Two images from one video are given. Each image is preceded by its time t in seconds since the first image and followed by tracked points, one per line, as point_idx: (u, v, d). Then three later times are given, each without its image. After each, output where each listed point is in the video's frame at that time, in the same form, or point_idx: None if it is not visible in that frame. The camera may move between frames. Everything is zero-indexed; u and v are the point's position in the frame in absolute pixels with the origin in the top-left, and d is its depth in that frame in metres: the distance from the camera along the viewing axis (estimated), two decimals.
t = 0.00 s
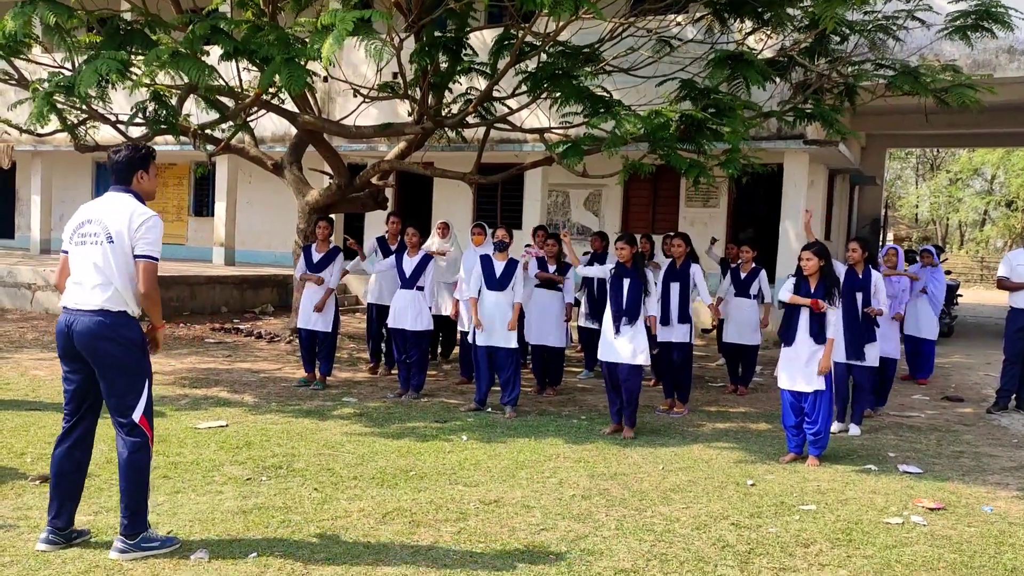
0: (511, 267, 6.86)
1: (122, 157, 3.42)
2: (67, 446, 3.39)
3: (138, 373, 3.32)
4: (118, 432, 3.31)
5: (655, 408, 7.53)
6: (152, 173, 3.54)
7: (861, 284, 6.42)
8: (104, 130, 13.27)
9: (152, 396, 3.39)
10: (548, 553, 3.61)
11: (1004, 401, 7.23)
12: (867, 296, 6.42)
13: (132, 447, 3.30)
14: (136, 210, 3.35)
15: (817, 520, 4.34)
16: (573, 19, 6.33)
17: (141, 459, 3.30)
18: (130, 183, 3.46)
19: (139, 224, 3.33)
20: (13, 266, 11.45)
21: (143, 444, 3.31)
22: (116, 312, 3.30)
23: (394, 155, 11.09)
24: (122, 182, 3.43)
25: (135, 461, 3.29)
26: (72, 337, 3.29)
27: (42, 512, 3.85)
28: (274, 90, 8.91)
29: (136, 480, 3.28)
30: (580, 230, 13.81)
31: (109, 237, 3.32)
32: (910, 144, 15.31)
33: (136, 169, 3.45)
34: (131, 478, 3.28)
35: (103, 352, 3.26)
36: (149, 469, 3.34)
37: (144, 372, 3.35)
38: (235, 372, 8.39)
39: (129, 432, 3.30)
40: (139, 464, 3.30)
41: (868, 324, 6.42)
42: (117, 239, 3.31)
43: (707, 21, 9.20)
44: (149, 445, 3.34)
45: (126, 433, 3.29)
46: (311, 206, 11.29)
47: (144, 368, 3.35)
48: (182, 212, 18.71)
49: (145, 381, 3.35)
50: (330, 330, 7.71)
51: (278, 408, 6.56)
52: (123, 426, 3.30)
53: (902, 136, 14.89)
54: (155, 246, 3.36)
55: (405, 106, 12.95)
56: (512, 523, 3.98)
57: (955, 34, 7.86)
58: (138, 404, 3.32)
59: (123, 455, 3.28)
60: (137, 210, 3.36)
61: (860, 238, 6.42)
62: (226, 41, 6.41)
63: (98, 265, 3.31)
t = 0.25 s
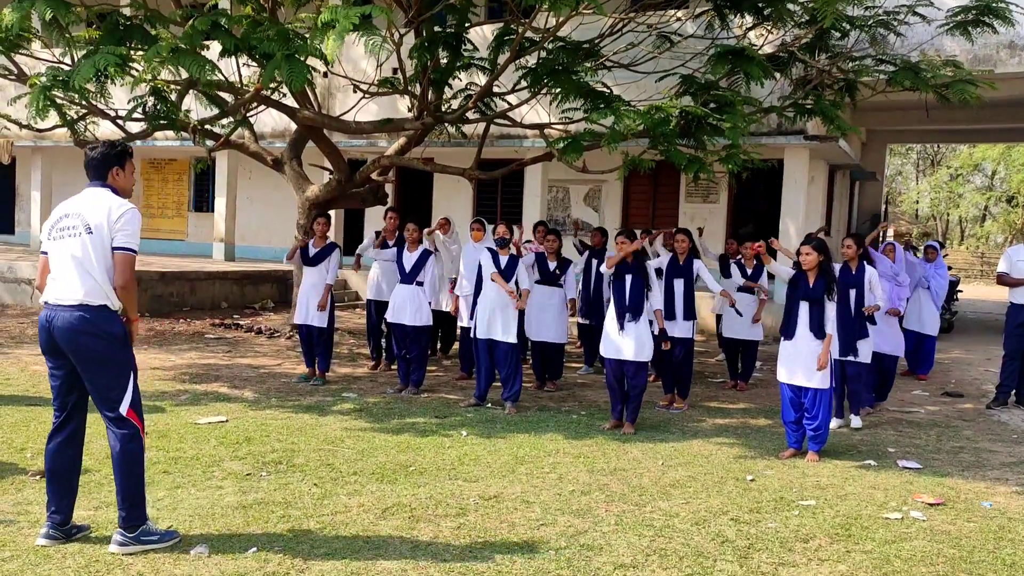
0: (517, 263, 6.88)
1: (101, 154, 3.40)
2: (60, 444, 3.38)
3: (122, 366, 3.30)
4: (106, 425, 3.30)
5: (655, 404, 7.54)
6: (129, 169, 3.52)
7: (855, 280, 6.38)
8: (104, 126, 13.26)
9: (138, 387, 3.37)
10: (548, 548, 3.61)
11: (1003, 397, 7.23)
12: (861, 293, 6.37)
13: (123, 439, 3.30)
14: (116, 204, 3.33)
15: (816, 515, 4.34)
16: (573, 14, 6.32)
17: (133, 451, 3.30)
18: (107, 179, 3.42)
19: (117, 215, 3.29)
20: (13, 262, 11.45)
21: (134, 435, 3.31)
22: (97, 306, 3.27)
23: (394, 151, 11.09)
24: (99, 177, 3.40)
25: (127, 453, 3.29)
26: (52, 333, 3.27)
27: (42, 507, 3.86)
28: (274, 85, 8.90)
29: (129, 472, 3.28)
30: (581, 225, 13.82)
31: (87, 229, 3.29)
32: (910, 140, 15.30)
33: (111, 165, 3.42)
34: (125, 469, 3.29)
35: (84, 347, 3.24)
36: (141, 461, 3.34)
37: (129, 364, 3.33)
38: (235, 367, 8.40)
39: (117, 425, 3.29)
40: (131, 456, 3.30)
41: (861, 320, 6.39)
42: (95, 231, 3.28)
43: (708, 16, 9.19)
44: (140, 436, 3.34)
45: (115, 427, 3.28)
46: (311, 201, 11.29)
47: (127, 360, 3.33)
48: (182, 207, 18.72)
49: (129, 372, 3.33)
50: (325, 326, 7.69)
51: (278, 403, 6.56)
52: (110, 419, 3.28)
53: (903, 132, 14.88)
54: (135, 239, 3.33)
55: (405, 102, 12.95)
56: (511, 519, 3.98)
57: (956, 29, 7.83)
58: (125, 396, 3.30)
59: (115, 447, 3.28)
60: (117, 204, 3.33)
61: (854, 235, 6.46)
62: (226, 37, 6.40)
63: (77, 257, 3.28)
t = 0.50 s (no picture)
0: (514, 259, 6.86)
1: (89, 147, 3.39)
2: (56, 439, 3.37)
3: (116, 362, 3.29)
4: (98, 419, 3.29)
5: (654, 401, 7.54)
6: (119, 163, 3.51)
7: (853, 278, 6.35)
8: (102, 123, 13.25)
9: (133, 383, 3.35)
10: (546, 545, 3.61)
11: (1001, 394, 7.24)
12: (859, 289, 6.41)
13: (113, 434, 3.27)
14: (104, 199, 3.31)
15: (814, 512, 4.35)
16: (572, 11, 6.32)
17: (121, 446, 3.27)
18: (96, 174, 3.42)
19: (107, 211, 3.28)
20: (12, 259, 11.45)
21: (125, 430, 3.28)
22: (87, 302, 3.26)
23: (393, 148, 11.09)
24: (89, 173, 3.40)
25: (116, 448, 3.26)
26: (44, 330, 3.26)
27: (40, 504, 3.86)
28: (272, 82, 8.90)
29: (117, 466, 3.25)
30: (579, 222, 13.83)
31: (77, 225, 3.28)
32: (909, 137, 15.30)
33: (101, 160, 3.42)
34: (109, 464, 3.25)
35: (77, 343, 3.23)
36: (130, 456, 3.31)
37: (123, 360, 3.32)
38: (233, 364, 8.40)
39: (111, 420, 3.27)
40: (119, 451, 3.27)
41: (859, 318, 6.37)
42: (85, 227, 3.27)
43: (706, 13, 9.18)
44: (132, 431, 3.32)
45: (107, 423, 3.26)
46: (309, 198, 11.29)
47: (120, 356, 3.31)
48: (180, 204, 18.72)
49: (123, 368, 3.31)
50: (322, 322, 7.70)
51: (276, 400, 6.56)
52: (103, 413, 3.27)
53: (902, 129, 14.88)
54: (126, 234, 3.32)
55: (404, 98, 12.95)
56: (509, 516, 3.99)
57: (955, 26, 7.82)
58: (118, 391, 3.28)
59: (104, 441, 3.26)
60: (105, 199, 3.31)
61: (854, 231, 6.51)
62: (224, 34, 6.38)
63: (67, 255, 3.27)
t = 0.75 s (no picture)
0: (512, 254, 6.83)
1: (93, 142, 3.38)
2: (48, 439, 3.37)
3: (102, 367, 3.28)
4: (75, 426, 3.26)
5: (653, 398, 7.55)
6: (121, 159, 3.50)
7: (852, 274, 6.34)
8: (101, 120, 13.23)
9: (113, 392, 3.33)
10: (545, 542, 3.61)
11: (1000, 390, 7.25)
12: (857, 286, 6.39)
13: (87, 442, 3.23)
14: (104, 200, 3.29)
15: (812, 508, 4.35)
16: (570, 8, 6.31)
17: (92, 456, 3.23)
18: (100, 171, 3.41)
19: (107, 213, 3.27)
20: (10, 257, 11.44)
21: (98, 440, 3.24)
22: (83, 305, 3.26)
23: (392, 145, 11.08)
24: (91, 170, 3.38)
25: (87, 457, 3.22)
26: (38, 330, 3.26)
27: (38, 502, 3.85)
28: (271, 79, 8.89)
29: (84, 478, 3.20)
30: (578, 219, 13.83)
31: (76, 227, 3.27)
32: (908, 133, 15.30)
33: (104, 157, 3.41)
34: (80, 471, 3.20)
35: (68, 344, 3.23)
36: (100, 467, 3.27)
37: (107, 368, 3.30)
38: (232, 362, 8.40)
39: (84, 428, 3.23)
40: (90, 461, 3.23)
41: (858, 315, 6.36)
42: (85, 228, 3.26)
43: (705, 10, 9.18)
44: (105, 443, 3.27)
45: (79, 430, 3.23)
46: (308, 195, 11.29)
47: (105, 364, 3.29)
48: (179, 202, 18.72)
49: (105, 376, 3.29)
50: (324, 319, 7.70)
51: (275, 398, 6.56)
52: (80, 420, 3.24)
53: (901, 125, 14.87)
54: (126, 237, 3.30)
55: (403, 96, 12.94)
56: (508, 513, 3.99)
57: (953, 23, 7.82)
58: (98, 400, 3.26)
59: (76, 449, 3.22)
60: (105, 201, 3.29)
61: (852, 228, 6.50)
62: (221, 31, 6.37)
63: (65, 256, 3.26)
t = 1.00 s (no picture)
0: (508, 253, 6.83)
1: (106, 144, 3.39)
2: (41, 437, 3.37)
3: (98, 367, 3.27)
4: (71, 427, 3.25)
5: (652, 395, 7.57)
6: (133, 163, 3.52)
7: (851, 274, 6.39)
8: (99, 118, 13.22)
9: (109, 393, 3.32)
10: (544, 540, 3.61)
11: (998, 387, 7.26)
12: (856, 283, 6.39)
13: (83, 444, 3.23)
14: (109, 201, 3.30)
15: (811, 505, 4.35)
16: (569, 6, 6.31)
17: (90, 458, 3.23)
18: (110, 172, 3.42)
19: (113, 215, 3.28)
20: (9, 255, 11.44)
21: (93, 442, 3.24)
22: (77, 304, 3.25)
23: (391, 143, 11.09)
24: (101, 171, 3.39)
25: (83, 459, 3.22)
26: (31, 328, 3.26)
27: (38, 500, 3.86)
28: (270, 77, 8.89)
29: (78, 480, 3.20)
30: (577, 217, 13.84)
31: (78, 226, 3.26)
32: (907, 131, 15.30)
33: (116, 158, 3.42)
34: (76, 473, 3.20)
35: (61, 343, 3.22)
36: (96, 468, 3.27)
37: (103, 369, 3.29)
38: (231, 360, 8.40)
39: (80, 429, 3.24)
40: (88, 462, 3.23)
41: (858, 312, 6.35)
42: (87, 228, 3.26)
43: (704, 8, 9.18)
44: (101, 444, 3.27)
45: (75, 431, 3.23)
46: (307, 194, 11.30)
47: (101, 364, 3.29)
48: (178, 200, 18.72)
49: (101, 377, 3.28)
50: (325, 318, 7.71)
51: (274, 396, 6.57)
52: (76, 422, 3.24)
53: (900, 123, 14.88)
54: (130, 240, 3.32)
55: (402, 94, 12.95)
56: (506, 511, 3.99)
57: (952, 20, 7.81)
58: (93, 401, 3.26)
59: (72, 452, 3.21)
60: (109, 202, 3.31)
61: (851, 225, 6.48)
62: (219, 29, 6.36)
63: (64, 254, 3.26)
